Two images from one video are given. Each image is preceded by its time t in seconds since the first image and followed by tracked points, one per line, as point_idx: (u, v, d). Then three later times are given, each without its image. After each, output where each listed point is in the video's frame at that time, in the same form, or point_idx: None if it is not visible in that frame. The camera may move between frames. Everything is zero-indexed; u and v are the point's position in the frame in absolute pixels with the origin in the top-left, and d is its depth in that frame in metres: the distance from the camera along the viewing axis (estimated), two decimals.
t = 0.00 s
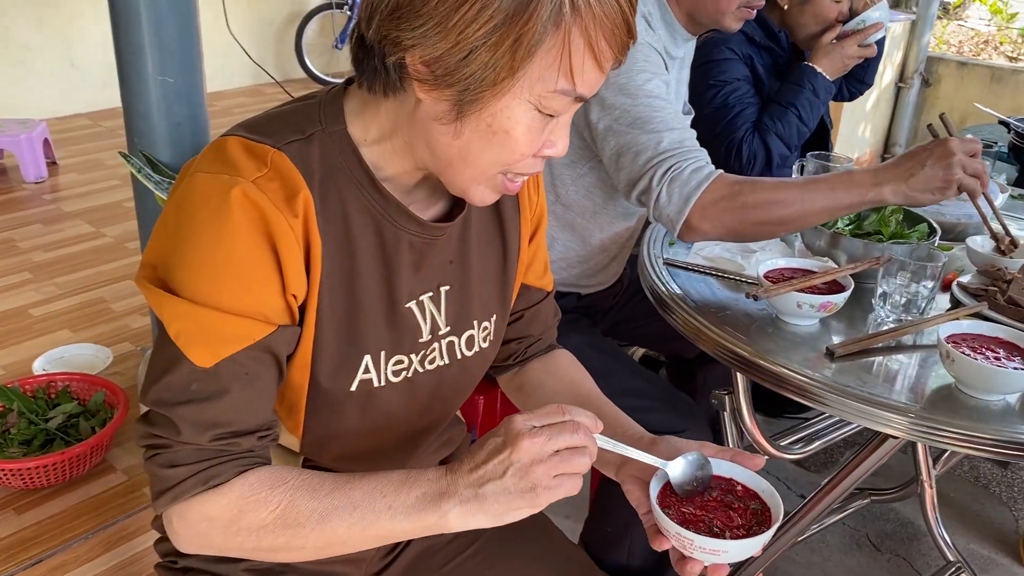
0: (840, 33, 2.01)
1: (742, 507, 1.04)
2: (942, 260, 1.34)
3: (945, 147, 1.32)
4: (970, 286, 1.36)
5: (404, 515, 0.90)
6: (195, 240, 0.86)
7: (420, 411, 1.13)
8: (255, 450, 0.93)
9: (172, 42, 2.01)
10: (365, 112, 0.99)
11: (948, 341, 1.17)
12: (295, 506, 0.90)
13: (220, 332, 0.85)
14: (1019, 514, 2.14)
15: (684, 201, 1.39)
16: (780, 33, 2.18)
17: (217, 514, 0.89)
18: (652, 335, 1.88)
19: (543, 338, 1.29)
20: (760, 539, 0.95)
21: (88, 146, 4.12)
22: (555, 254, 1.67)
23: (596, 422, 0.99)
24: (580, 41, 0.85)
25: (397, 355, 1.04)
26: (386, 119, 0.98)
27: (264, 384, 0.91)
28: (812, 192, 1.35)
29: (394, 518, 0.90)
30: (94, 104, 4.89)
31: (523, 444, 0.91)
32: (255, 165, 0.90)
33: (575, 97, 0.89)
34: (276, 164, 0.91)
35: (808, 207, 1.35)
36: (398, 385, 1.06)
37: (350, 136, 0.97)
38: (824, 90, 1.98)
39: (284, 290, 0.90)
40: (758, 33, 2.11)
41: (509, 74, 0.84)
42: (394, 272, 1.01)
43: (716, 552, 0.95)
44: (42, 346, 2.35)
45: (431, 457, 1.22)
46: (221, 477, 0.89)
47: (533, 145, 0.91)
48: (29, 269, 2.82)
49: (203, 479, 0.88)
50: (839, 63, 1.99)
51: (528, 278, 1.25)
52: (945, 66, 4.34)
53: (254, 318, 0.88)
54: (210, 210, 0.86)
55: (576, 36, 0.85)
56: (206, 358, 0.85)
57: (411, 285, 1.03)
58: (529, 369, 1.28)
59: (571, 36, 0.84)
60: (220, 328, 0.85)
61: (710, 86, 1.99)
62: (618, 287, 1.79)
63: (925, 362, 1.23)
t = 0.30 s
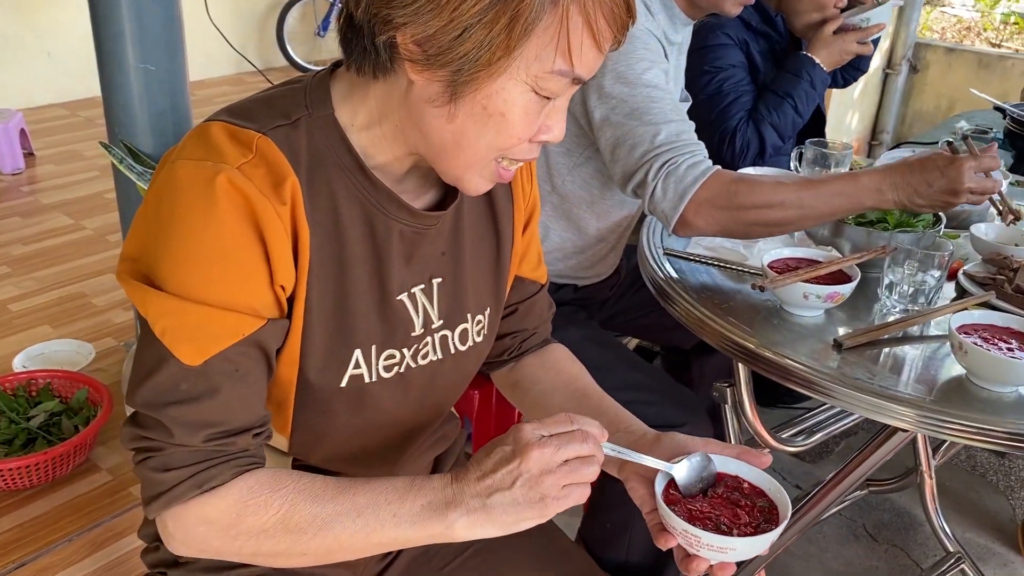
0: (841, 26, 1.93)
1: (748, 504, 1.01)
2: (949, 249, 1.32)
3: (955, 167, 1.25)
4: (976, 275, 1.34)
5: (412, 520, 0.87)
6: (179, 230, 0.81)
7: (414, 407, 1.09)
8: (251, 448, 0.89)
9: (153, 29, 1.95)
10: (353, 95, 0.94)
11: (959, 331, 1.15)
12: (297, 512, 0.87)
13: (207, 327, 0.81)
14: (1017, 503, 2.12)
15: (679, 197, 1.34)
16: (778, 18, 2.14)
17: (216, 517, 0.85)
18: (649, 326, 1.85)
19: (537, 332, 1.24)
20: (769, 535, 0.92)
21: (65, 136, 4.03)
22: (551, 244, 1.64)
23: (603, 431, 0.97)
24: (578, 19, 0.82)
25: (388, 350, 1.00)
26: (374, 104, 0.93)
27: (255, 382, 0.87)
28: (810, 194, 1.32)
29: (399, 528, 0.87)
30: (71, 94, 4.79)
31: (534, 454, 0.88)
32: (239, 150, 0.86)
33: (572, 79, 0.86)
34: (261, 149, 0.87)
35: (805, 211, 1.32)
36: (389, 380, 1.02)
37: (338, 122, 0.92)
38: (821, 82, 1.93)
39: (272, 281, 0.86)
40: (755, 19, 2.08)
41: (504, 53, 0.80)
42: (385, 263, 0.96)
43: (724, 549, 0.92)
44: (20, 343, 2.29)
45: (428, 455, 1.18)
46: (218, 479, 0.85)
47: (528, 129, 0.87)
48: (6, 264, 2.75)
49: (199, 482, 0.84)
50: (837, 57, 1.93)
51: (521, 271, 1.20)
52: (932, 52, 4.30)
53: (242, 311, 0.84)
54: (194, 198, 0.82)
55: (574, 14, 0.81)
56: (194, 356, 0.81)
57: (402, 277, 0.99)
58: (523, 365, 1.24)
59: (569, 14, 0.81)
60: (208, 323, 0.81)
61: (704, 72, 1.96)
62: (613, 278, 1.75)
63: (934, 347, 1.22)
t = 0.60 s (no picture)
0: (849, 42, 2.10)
1: (749, 510, 0.96)
2: (958, 235, 1.27)
3: (968, 159, 1.21)
4: (985, 263, 1.30)
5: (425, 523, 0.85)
6: (151, 217, 0.76)
7: (408, 400, 1.04)
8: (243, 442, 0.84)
9: (133, 10, 1.89)
10: (331, 71, 0.89)
11: (972, 321, 1.11)
12: (296, 513, 0.83)
13: (186, 321, 0.76)
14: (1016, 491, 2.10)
15: (679, 186, 1.30)
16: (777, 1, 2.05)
17: (213, 518, 0.81)
18: (644, 316, 1.83)
19: (523, 322, 1.19)
20: (774, 546, 0.87)
21: (45, 124, 3.95)
22: (547, 233, 1.60)
23: (613, 448, 0.90)
24: None
25: (375, 340, 0.95)
26: (352, 79, 0.88)
27: (244, 375, 0.82)
28: (813, 185, 1.27)
29: (400, 530, 0.84)
30: (50, 81, 4.70)
31: (544, 479, 0.83)
32: (212, 128, 0.81)
33: (561, 48, 0.81)
34: (236, 126, 0.82)
35: (809, 202, 1.28)
36: (376, 372, 0.97)
37: (316, 100, 0.87)
38: (820, 88, 1.94)
39: (252, 267, 0.81)
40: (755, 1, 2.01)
41: (489, 19, 0.75)
42: (370, 249, 0.91)
43: (727, 560, 0.87)
44: None
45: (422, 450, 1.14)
46: (212, 478, 0.81)
47: (515, 103, 0.82)
48: None
49: (192, 483, 0.80)
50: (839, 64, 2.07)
51: (508, 259, 1.15)
52: (923, 35, 4.27)
53: (222, 301, 0.79)
54: (166, 181, 0.77)
55: None
56: (175, 352, 0.76)
57: (388, 264, 0.94)
58: (509, 359, 1.18)
59: None
60: (187, 316, 0.76)
61: (698, 55, 1.89)
62: (609, 269, 1.72)
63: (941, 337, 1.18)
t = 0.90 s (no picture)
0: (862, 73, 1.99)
1: (744, 506, 0.90)
2: (964, 209, 1.21)
3: (976, 120, 1.17)
4: (991, 239, 1.25)
5: (404, 509, 0.81)
6: (101, 192, 0.72)
7: (388, 383, 1.00)
8: (216, 426, 0.81)
9: None
10: (294, 31, 0.84)
11: (980, 299, 1.06)
12: (277, 510, 0.79)
13: (144, 302, 0.72)
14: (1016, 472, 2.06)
15: (676, 157, 1.25)
16: None
17: (186, 507, 0.79)
18: (638, 297, 1.79)
19: (507, 302, 1.14)
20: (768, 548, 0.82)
21: (24, 104, 3.87)
22: (537, 211, 1.54)
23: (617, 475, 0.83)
24: None
25: (348, 317, 0.90)
26: (317, 38, 0.84)
27: (207, 354, 0.78)
28: (816, 154, 1.22)
29: (385, 531, 0.81)
30: (29, 61, 4.61)
31: (536, 527, 0.78)
32: (165, 93, 0.76)
33: (538, 1, 0.75)
34: (190, 90, 0.77)
35: (813, 170, 1.23)
36: (350, 353, 0.92)
37: (279, 61, 0.83)
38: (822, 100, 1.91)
39: (213, 241, 0.77)
40: None
41: None
42: (339, 222, 0.86)
43: (722, 563, 0.81)
44: None
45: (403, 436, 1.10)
46: (185, 466, 0.78)
47: (488, 61, 0.77)
48: None
49: (163, 473, 0.77)
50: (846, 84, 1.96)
51: (490, 234, 1.10)
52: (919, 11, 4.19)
53: (181, 279, 0.75)
54: (114, 151, 0.72)
55: None
56: (135, 337, 0.72)
57: (359, 238, 0.89)
58: (492, 341, 1.13)
59: None
60: (144, 297, 0.72)
61: (694, 29, 1.80)
62: (602, 247, 1.68)
63: (945, 316, 1.14)
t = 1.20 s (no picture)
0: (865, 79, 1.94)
1: (746, 522, 0.87)
2: (972, 204, 1.19)
3: (981, 110, 1.14)
4: (1002, 233, 1.23)
5: (395, 518, 0.79)
6: (70, 185, 0.70)
7: (379, 384, 0.97)
8: (190, 428, 0.79)
9: None
10: (275, 18, 0.82)
11: (992, 295, 1.04)
12: (250, 520, 0.78)
13: (114, 298, 0.71)
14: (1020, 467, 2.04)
15: (676, 152, 1.22)
16: None
17: (156, 512, 0.77)
18: (637, 292, 1.76)
19: (505, 303, 1.11)
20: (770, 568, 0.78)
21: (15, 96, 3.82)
22: (535, 205, 1.51)
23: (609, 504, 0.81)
24: None
25: (333, 316, 0.87)
26: (299, 25, 0.81)
27: (183, 351, 0.76)
28: (822, 146, 1.20)
29: (361, 547, 0.79)
30: (18, 52, 4.55)
31: (519, 565, 0.76)
32: (139, 82, 0.74)
33: None
34: (165, 79, 0.75)
35: (815, 164, 1.20)
36: (335, 352, 0.89)
37: (259, 49, 0.81)
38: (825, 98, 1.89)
39: (189, 235, 0.75)
40: None
41: None
42: (323, 216, 0.84)
43: None
44: None
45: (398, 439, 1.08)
46: (155, 470, 0.76)
47: (474, 46, 0.75)
48: None
49: (132, 476, 0.75)
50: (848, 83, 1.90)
51: (485, 232, 1.07)
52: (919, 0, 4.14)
53: (153, 274, 0.73)
54: (84, 143, 0.70)
55: None
56: (105, 335, 0.71)
57: (344, 232, 0.86)
58: (492, 343, 1.10)
59: None
60: (114, 293, 0.70)
61: (698, 19, 1.76)
62: (601, 242, 1.65)
63: (956, 313, 1.11)
